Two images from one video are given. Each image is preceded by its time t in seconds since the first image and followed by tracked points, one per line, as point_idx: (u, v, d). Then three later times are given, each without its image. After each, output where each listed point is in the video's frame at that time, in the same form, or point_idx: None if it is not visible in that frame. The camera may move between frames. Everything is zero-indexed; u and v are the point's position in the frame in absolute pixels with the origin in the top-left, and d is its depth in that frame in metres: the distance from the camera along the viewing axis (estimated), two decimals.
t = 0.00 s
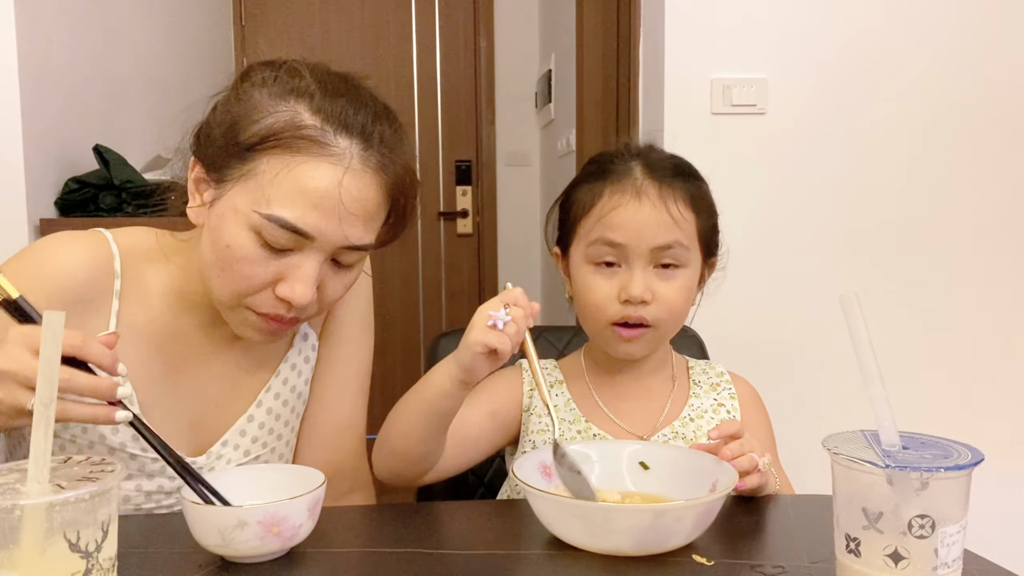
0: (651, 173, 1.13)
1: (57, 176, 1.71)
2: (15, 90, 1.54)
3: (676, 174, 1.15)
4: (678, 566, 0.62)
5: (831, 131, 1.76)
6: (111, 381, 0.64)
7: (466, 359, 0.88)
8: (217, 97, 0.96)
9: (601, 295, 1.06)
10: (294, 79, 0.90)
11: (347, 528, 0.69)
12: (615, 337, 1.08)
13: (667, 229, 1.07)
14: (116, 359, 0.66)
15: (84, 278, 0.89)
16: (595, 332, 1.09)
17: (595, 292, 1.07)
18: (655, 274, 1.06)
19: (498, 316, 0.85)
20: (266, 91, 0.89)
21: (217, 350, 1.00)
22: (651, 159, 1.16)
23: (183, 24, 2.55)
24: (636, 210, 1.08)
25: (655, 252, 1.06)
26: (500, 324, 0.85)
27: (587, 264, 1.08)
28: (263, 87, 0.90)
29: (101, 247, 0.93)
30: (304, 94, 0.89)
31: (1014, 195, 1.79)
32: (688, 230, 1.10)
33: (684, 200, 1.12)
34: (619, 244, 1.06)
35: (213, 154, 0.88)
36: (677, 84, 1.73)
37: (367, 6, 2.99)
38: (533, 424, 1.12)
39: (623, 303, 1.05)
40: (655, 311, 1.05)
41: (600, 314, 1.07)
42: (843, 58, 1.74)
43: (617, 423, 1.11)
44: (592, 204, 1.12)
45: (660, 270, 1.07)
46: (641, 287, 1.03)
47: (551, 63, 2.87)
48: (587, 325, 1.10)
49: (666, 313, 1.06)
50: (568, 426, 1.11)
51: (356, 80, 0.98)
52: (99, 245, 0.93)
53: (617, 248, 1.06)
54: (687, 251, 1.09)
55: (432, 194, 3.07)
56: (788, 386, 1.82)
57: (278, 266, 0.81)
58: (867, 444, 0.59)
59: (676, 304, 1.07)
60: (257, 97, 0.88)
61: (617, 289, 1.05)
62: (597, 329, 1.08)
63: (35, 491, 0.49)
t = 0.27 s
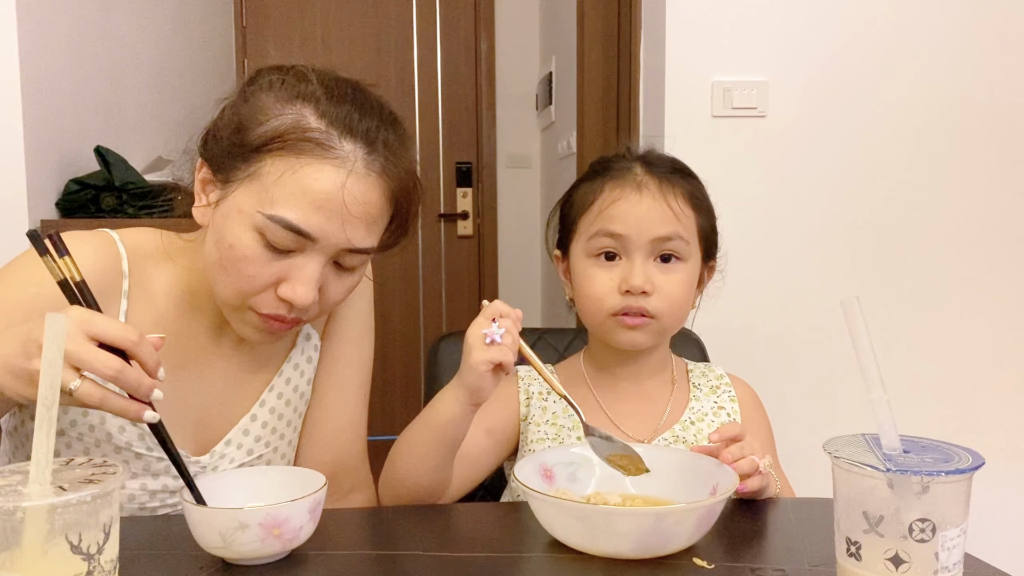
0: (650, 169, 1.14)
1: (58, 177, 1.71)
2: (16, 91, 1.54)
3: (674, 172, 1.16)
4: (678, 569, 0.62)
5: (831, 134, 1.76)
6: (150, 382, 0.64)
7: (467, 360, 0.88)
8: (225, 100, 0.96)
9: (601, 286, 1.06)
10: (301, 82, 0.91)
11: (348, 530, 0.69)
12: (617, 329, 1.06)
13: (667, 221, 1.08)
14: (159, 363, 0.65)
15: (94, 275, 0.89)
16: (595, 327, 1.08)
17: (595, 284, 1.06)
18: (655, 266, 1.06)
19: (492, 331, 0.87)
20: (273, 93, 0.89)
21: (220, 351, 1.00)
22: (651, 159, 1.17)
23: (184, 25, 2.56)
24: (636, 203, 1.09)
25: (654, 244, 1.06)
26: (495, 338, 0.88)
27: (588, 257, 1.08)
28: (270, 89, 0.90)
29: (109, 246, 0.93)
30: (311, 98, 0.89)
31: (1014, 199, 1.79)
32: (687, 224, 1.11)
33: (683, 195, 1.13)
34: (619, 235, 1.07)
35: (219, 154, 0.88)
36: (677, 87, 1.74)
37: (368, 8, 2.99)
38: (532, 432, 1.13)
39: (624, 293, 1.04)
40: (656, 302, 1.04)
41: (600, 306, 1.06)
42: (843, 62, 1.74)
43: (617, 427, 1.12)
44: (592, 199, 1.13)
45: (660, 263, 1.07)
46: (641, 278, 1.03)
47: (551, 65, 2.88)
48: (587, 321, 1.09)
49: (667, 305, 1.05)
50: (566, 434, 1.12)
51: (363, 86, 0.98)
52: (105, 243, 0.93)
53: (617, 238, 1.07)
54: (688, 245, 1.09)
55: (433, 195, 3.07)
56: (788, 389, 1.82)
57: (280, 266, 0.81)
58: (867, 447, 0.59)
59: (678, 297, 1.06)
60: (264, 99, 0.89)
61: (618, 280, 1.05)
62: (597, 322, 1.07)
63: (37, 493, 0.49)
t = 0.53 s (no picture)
0: (652, 168, 1.15)
1: (59, 178, 1.71)
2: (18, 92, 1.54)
3: (676, 171, 1.16)
4: (679, 570, 0.62)
5: (832, 136, 1.77)
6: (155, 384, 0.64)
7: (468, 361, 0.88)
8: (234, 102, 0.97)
9: (608, 286, 1.05)
10: (309, 85, 0.91)
11: (350, 530, 0.69)
12: (624, 330, 1.06)
13: (672, 220, 1.08)
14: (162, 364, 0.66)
15: (95, 277, 0.89)
16: (601, 327, 1.08)
17: (601, 283, 1.06)
18: (661, 266, 1.06)
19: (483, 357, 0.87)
20: (281, 95, 0.90)
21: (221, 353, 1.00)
22: (653, 159, 1.17)
23: (185, 26, 2.56)
24: (641, 202, 1.09)
25: (660, 243, 1.06)
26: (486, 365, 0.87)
27: (593, 256, 1.08)
28: (279, 91, 0.90)
29: (111, 246, 0.92)
30: (319, 100, 0.90)
31: (1015, 202, 1.79)
32: (691, 222, 1.11)
33: (686, 194, 1.14)
34: (625, 233, 1.06)
35: (226, 154, 0.88)
36: (678, 88, 1.74)
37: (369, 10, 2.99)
38: (532, 435, 1.12)
39: (630, 293, 1.04)
40: (663, 301, 1.04)
41: (607, 306, 1.06)
42: (844, 64, 1.75)
43: (618, 429, 1.11)
44: (595, 198, 1.13)
45: (665, 261, 1.07)
46: (648, 277, 1.03)
47: (553, 67, 2.88)
48: (592, 322, 1.09)
49: (673, 304, 1.05)
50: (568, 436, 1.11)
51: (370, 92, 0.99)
52: (106, 244, 0.92)
53: (623, 237, 1.06)
54: (692, 244, 1.09)
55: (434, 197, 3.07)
56: (789, 391, 1.82)
57: (286, 265, 0.81)
58: (868, 449, 0.59)
59: (683, 295, 1.06)
60: (274, 101, 0.89)
61: (625, 279, 1.05)
62: (603, 322, 1.07)
63: (39, 492, 0.49)
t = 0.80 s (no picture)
0: (659, 170, 1.15)
1: (62, 179, 1.72)
2: (20, 94, 1.55)
3: (682, 173, 1.17)
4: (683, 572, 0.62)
5: (834, 139, 1.77)
6: (139, 364, 0.63)
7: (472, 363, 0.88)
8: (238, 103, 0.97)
9: (614, 287, 1.05)
10: (313, 85, 0.92)
11: (354, 532, 0.70)
12: (631, 329, 1.06)
13: (680, 222, 1.08)
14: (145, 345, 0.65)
15: (99, 277, 0.89)
16: (607, 327, 1.08)
17: (609, 284, 1.06)
18: (668, 267, 1.06)
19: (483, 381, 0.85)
20: (286, 94, 0.90)
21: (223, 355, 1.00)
22: (658, 161, 1.18)
23: (187, 27, 2.56)
24: (649, 204, 1.09)
25: (667, 244, 1.07)
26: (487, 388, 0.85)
27: (601, 257, 1.08)
28: (283, 90, 0.91)
29: (114, 249, 0.93)
30: (324, 99, 0.90)
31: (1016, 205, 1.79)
32: (698, 225, 1.11)
33: (693, 197, 1.14)
34: (633, 235, 1.07)
35: (232, 153, 0.89)
36: (680, 91, 1.74)
37: (371, 12, 3.00)
38: (535, 437, 1.12)
39: (639, 293, 1.04)
40: (670, 302, 1.04)
41: (613, 307, 1.06)
42: (846, 68, 1.75)
43: (621, 430, 1.12)
44: (602, 200, 1.13)
45: (672, 263, 1.07)
46: (656, 278, 1.04)
47: (554, 69, 2.88)
48: (598, 322, 1.09)
49: (682, 305, 1.05)
50: (569, 437, 1.11)
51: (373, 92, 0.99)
52: (109, 247, 0.93)
53: (630, 238, 1.07)
54: (699, 246, 1.10)
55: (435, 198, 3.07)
56: (792, 394, 1.82)
57: (292, 263, 0.81)
58: (872, 451, 0.59)
59: (690, 296, 1.06)
60: (278, 99, 0.90)
61: (632, 280, 1.05)
62: (609, 323, 1.07)
63: (45, 494, 0.49)
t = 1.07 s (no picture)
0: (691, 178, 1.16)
1: (66, 182, 1.72)
2: (25, 96, 1.55)
3: (706, 184, 1.18)
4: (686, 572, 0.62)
5: (837, 142, 1.77)
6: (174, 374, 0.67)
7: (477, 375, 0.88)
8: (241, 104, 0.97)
9: (649, 286, 1.05)
10: (317, 85, 0.92)
11: (359, 533, 0.70)
12: (654, 328, 1.06)
13: (715, 234, 1.09)
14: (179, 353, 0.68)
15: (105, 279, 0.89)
16: (627, 323, 1.07)
17: (644, 281, 1.05)
18: (699, 276, 1.07)
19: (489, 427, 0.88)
20: (290, 95, 0.91)
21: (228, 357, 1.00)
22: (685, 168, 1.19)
23: (190, 30, 2.57)
24: (692, 210, 1.10)
25: (703, 254, 1.08)
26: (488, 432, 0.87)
27: (638, 253, 1.08)
28: (288, 91, 0.91)
29: (122, 252, 0.93)
30: (329, 99, 0.91)
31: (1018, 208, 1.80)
32: (724, 236, 1.13)
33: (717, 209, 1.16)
34: (675, 237, 1.07)
35: (238, 155, 0.89)
36: (682, 93, 1.74)
37: (373, 14, 3.00)
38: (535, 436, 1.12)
39: (673, 296, 1.04)
40: (697, 309, 1.05)
41: (643, 304, 1.05)
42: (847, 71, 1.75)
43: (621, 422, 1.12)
44: (641, 197, 1.12)
45: (701, 270, 1.09)
46: (693, 285, 1.04)
47: (556, 72, 2.89)
48: (618, 316, 1.08)
49: (704, 313, 1.07)
50: (569, 433, 1.11)
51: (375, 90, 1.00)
52: (117, 250, 0.93)
53: (673, 241, 1.07)
54: (720, 259, 1.12)
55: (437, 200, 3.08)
56: (793, 394, 1.83)
57: (301, 262, 0.81)
58: (874, 452, 0.60)
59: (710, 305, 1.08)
60: (283, 100, 0.90)
61: (668, 282, 1.05)
62: (634, 319, 1.06)
63: (55, 493, 0.50)
